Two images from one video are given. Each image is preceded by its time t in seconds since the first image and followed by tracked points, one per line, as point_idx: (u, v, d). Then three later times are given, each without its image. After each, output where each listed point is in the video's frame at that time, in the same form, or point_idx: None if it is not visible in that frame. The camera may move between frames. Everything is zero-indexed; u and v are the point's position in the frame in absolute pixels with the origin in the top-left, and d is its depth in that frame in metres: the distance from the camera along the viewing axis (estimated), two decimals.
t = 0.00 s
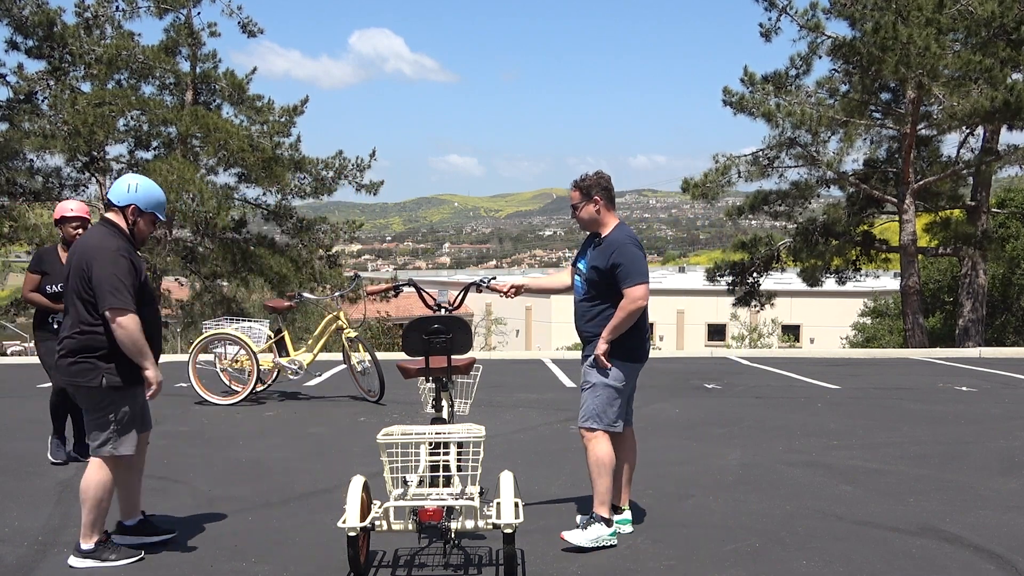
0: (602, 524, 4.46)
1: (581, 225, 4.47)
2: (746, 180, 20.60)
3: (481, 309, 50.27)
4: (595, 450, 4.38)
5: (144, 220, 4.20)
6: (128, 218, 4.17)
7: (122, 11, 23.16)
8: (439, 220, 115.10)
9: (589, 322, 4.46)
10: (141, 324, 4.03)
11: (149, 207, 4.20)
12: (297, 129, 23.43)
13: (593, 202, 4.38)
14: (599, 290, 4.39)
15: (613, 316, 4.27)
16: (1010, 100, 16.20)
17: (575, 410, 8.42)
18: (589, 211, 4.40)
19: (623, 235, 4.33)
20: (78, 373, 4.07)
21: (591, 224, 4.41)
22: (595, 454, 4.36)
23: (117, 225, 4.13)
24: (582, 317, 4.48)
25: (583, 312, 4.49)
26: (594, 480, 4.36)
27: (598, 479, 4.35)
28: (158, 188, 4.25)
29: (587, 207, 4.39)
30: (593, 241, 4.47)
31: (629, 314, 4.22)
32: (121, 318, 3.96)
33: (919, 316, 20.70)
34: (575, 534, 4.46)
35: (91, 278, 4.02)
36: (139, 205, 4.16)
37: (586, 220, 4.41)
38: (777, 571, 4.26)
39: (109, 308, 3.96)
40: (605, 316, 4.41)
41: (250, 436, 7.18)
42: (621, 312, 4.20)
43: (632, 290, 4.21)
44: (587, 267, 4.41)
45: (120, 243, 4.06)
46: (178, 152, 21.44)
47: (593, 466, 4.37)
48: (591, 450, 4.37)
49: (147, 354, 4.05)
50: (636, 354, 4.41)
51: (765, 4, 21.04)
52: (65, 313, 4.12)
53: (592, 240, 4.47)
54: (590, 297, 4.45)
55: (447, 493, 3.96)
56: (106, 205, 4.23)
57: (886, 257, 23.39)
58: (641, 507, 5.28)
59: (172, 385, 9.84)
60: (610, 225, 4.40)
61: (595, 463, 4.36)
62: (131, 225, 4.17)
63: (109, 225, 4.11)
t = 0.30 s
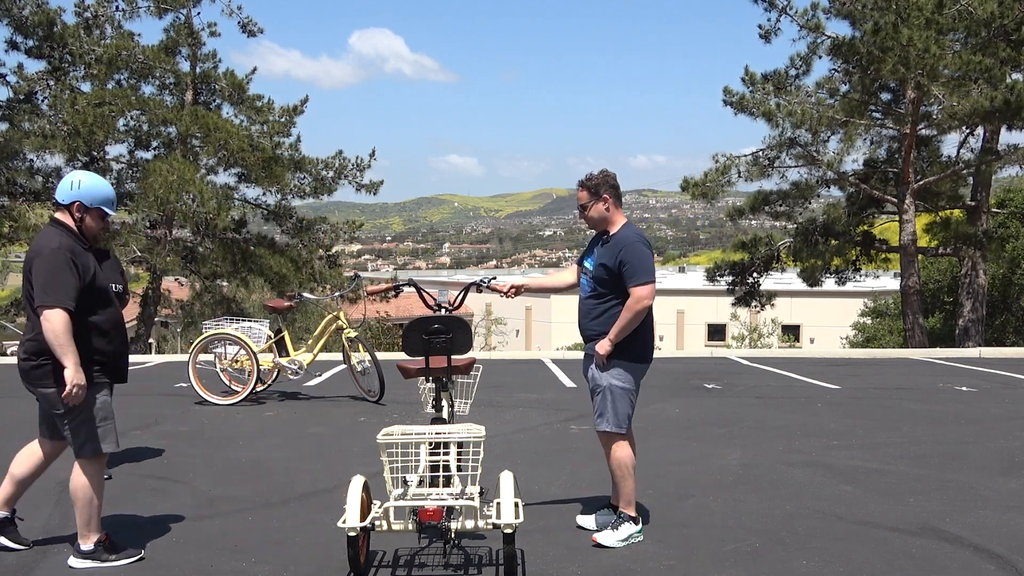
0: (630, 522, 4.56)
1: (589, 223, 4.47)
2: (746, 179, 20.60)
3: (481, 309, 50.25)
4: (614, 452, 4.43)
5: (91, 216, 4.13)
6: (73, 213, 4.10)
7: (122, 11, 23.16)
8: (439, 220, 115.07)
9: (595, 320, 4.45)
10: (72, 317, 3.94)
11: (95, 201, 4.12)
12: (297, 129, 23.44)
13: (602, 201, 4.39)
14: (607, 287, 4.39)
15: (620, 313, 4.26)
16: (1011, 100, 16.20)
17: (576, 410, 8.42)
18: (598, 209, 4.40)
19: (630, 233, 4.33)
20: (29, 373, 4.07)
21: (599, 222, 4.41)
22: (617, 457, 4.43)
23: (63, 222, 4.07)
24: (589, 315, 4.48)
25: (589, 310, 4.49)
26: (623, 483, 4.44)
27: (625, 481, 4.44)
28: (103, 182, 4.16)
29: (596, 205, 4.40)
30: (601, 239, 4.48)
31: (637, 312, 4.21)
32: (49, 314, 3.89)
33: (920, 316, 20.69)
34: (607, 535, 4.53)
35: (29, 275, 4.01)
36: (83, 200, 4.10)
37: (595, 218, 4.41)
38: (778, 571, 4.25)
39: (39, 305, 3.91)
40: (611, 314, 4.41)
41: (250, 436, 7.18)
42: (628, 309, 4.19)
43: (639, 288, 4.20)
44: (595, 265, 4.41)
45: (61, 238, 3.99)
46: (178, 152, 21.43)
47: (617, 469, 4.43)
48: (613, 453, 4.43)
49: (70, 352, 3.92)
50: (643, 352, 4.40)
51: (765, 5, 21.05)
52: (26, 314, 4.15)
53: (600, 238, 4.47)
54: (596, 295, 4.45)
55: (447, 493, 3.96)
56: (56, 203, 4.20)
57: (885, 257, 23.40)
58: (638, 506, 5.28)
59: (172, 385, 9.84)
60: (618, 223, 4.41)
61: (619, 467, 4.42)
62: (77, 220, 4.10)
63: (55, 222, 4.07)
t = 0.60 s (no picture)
0: (631, 524, 4.56)
1: (595, 222, 4.46)
2: (746, 180, 20.58)
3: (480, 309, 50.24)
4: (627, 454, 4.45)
5: (41, 217, 4.20)
6: (22, 218, 4.18)
7: (122, 11, 23.15)
8: (439, 220, 115.06)
9: (599, 320, 4.45)
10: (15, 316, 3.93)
11: (47, 206, 4.21)
12: (297, 129, 23.44)
13: (610, 200, 4.39)
14: (614, 288, 4.39)
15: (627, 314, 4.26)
16: (1011, 100, 16.20)
17: (576, 410, 8.42)
18: (605, 208, 4.40)
19: (638, 233, 4.33)
20: None
21: (606, 221, 4.41)
22: (629, 459, 4.44)
23: (13, 226, 4.15)
24: (595, 316, 4.48)
25: (593, 309, 4.48)
26: (631, 486, 4.45)
27: (633, 483, 4.45)
28: (56, 189, 4.25)
29: (603, 204, 4.40)
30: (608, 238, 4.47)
31: (644, 313, 4.21)
32: None
33: (920, 317, 20.69)
34: (607, 535, 4.54)
35: None
36: (33, 205, 4.18)
37: (602, 217, 4.41)
38: (778, 571, 4.25)
39: None
40: (618, 315, 4.41)
41: (251, 436, 7.17)
42: (634, 311, 4.19)
43: (646, 289, 4.20)
44: (602, 264, 4.41)
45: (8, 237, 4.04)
46: (178, 152, 21.43)
47: (629, 472, 4.45)
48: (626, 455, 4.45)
49: (17, 350, 3.91)
50: (650, 353, 4.40)
51: (765, 5, 21.06)
52: None
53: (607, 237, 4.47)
54: (602, 295, 4.45)
55: (447, 494, 3.96)
56: None
57: (885, 257, 23.39)
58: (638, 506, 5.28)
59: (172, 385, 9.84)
60: (625, 223, 4.41)
61: (630, 469, 4.43)
62: (27, 224, 4.18)
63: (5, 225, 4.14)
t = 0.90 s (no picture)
0: (631, 525, 4.57)
1: (599, 224, 4.47)
2: (746, 180, 20.57)
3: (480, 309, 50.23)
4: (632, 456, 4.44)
5: (5, 211, 4.24)
6: None
7: (122, 12, 23.16)
8: (439, 220, 115.04)
9: (604, 322, 4.46)
10: None
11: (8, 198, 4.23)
12: (297, 129, 23.44)
13: (613, 201, 4.39)
14: (617, 290, 4.39)
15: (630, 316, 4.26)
16: (1011, 100, 16.19)
17: (576, 410, 8.42)
18: (608, 209, 4.40)
19: (640, 235, 4.33)
20: None
21: (610, 223, 4.41)
22: (633, 461, 4.43)
23: None
24: (599, 318, 4.48)
25: (598, 312, 4.49)
26: (636, 488, 4.45)
27: (637, 485, 4.44)
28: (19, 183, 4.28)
29: (606, 206, 4.40)
30: (612, 240, 4.47)
31: (647, 315, 4.21)
32: None
33: (920, 316, 20.68)
34: (607, 534, 4.54)
35: None
36: None
37: (605, 218, 4.41)
38: (778, 571, 4.25)
39: None
40: (622, 318, 4.42)
41: (251, 436, 7.17)
42: (637, 313, 4.20)
43: (649, 291, 4.20)
44: (605, 267, 4.41)
45: None
46: (178, 152, 21.42)
47: (634, 474, 4.44)
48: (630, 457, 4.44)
49: None
50: (653, 355, 4.40)
51: (765, 4, 21.06)
52: None
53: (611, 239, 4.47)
54: (606, 297, 4.45)
55: (448, 493, 3.96)
56: None
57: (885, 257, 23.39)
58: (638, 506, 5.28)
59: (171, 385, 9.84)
60: (629, 225, 4.41)
61: (635, 471, 4.43)
62: None
63: None
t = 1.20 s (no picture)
0: (631, 525, 4.57)
1: (600, 222, 4.47)
2: (746, 180, 20.57)
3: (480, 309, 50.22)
4: (633, 457, 4.44)
5: None
6: None
7: (122, 12, 23.16)
8: (439, 220, 115.09)
9: (605, 321, 4.46)
10: None
11: None
12: (297, 129, 23.45)
13: (616, 200, 4.40)
14: (618, 289, 4.39)
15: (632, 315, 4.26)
16: (1010, 100, 16.18)
17: (576, 410, 8.42)
18: (610, 208, 4.40)
19: (642, 235, 4.33)
20: None
21: (612, 221, 4.41)
22: (634, 461, 4.43)
23: None
24: (600, 318, 4.48)
25: (598, 312, 4.49)
26: (635, 488, 4.46)
27: (637, 485, 4.45)
28: None
29: (609, 204, 4.40)
30: (613, 239, 4.47)
31: (648, 315, 4.21)
32: None
33: (920, 316, 20.68)
34: (606, 534, 4.55)
35: None
36: None
37: (607, 216, 4.41)
38: (778, 571, 4.25)
39: None
40: (623, 317, 4.42)
41: (251, 436, 7.17)
42: (638, 313, 4.20)
43: (650, 291, 4.21)
44: (606, 265, 4.41)
45: None
46: (178, 152, 21.41)
47: (635, 474, 4.45)
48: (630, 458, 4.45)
49: None
50: (654, 355, 4.40)
51: (764, 5, 21.05)
52: None
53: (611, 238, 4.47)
54: (607, 297, 4.45)
55: (447, 493, 3.96)
56: None
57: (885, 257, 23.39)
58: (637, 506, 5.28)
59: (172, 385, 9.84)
60: (630, 224, 4.41)
61: (635, 471, 4.44)
62: None
63: None
